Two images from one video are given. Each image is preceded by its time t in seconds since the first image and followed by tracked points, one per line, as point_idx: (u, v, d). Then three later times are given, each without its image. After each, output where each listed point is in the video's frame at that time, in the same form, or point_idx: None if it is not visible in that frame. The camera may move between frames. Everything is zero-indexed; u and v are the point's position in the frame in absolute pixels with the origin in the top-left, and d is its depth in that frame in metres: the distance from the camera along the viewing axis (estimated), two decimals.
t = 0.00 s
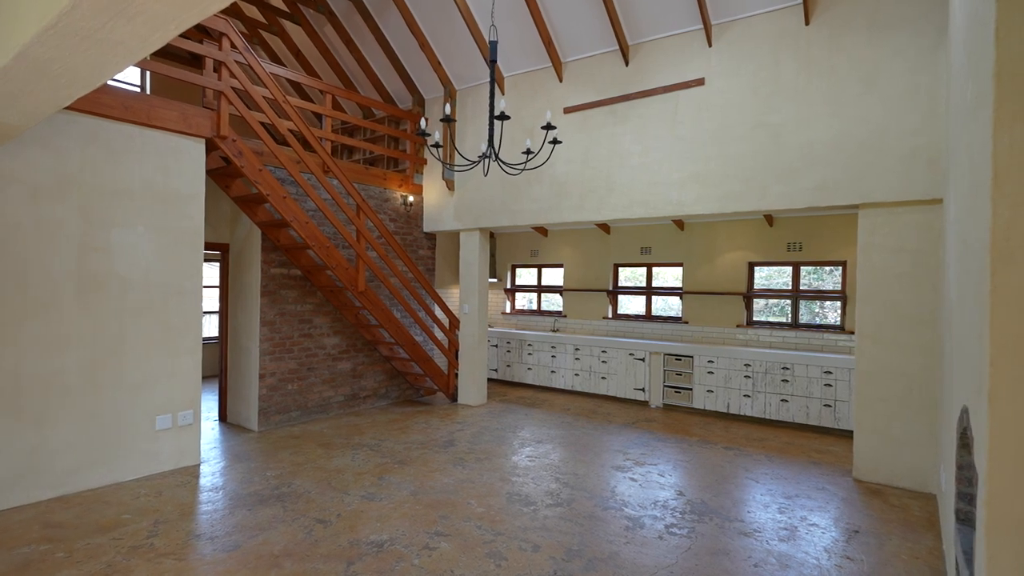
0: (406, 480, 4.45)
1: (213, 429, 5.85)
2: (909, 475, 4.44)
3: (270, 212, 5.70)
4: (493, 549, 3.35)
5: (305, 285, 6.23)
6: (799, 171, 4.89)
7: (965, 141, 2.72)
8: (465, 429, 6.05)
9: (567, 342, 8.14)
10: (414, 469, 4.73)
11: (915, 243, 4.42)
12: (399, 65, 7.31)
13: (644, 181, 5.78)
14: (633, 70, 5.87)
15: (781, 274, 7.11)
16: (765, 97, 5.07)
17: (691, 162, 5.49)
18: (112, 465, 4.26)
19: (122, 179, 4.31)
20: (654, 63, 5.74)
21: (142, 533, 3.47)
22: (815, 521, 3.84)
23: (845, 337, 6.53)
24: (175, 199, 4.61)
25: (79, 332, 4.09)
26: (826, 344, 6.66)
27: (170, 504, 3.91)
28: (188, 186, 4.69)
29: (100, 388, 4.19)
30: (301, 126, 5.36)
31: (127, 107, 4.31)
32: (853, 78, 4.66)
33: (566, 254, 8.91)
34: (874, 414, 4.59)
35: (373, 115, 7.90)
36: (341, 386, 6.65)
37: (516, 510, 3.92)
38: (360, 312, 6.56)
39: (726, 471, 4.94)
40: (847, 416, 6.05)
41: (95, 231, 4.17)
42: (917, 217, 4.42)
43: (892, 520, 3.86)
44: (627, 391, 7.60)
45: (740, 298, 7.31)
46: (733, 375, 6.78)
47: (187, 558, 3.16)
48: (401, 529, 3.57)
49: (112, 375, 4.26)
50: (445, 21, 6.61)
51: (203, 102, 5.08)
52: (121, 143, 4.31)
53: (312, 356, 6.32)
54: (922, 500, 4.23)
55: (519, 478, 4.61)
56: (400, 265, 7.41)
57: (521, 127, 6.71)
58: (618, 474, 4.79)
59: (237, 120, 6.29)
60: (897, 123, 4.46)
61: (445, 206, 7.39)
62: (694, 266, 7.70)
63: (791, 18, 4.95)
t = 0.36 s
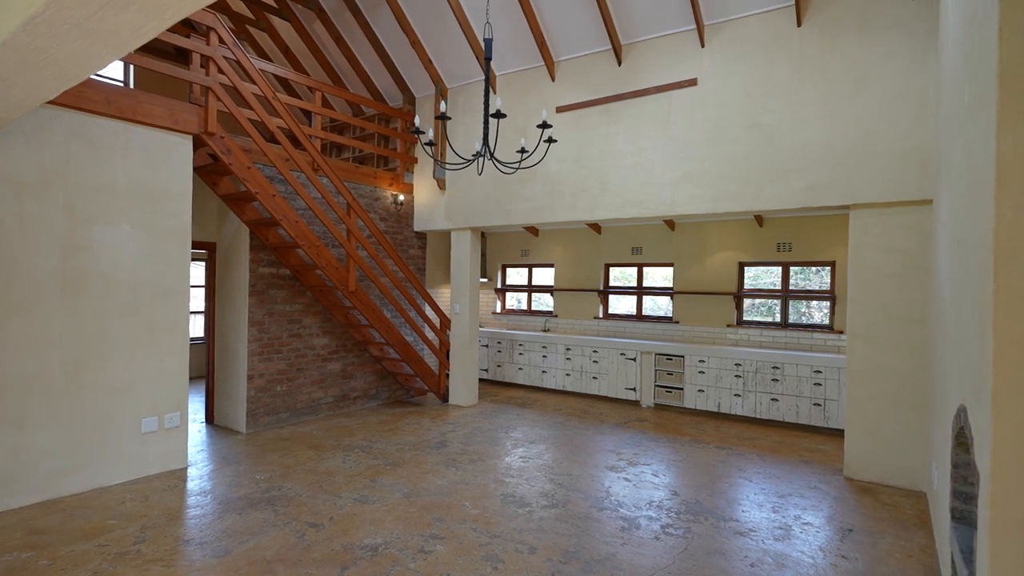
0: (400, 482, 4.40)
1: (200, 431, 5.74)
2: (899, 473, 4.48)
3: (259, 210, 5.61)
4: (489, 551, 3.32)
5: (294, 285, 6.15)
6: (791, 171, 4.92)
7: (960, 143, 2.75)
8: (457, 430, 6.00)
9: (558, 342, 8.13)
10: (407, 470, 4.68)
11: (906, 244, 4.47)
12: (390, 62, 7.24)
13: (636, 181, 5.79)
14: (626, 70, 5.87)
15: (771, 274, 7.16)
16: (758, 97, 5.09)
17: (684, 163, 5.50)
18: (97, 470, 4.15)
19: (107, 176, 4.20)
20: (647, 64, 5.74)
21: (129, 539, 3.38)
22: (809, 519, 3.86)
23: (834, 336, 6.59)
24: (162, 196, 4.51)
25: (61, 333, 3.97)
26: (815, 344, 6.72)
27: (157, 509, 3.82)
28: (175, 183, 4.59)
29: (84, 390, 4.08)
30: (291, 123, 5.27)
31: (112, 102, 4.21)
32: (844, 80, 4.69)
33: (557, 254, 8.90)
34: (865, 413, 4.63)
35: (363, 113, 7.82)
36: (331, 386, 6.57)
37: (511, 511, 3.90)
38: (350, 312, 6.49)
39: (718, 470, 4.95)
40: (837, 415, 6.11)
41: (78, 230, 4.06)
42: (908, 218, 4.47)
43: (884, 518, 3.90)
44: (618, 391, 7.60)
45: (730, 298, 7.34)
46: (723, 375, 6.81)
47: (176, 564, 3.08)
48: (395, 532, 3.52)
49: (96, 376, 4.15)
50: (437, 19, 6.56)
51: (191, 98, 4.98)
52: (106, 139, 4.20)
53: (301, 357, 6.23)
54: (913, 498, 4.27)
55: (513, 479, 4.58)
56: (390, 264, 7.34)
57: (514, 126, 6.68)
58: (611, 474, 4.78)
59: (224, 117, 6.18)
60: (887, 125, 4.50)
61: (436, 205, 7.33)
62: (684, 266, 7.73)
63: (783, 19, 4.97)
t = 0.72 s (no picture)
0: (395, 484, 4.34)
1: (189, 433, 5.64)
2: (893, 471, 4.52)
3: (249, 209, 5.52)
4: (488, 553, 3.28)
5: (285, 284, 6.06)
6: (786, 171, 4.94)
7: (957, 143, 2.77)
8: (451, 431, 5.96)
9: (551, 341, 8.11)
10: (402, 471, 4.63)
11: (900, 243, 4.50)
12: (382, 60, 7.17)
13: (632, 180, 5.78)
14: (621, 69, 5.87)
15: (763, 274, 7.19)
16: (753, 97, 5.11)
17: (679, 162, 5.50)
18: (84, 473, 4.05)
19: (94, 172, 4.10)
20: (642, 63, 5.74)
21: (119, 544, 3.30)
22: (806, 518, 3.88)
23: (825, 335, 6.65)
24: (151, 193, 4.42)
25: (47, 333, 3.86)
26: (807, 343, 6.77)
27: (147, 513, 3.73)
28: (164, 180, 4.50)
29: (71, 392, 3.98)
30: (283, 120, 5.19)
31: (100, 97, 4.11)
32: (839, 80, 4.72)
33: (549, 254, 8.88)
34: (859, 412, 4.66)
35: (354, 111, 7.74)
36: (323, 387, 6.49)
37: (508, 512, 3.87)
38: (342, 312, 6.42)
39: (714, 470, 4.96)
40: (829, 414, 6.15)
41: (64, 228, 3.95)
42: (902, 218, 4.50)
43: (879, 516, 3.92)
44: (612, 390, 7.60)
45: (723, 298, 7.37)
46: (716, 374, 6.83)
47: (168, 570, 3.01)
48: (392, 534, 3.47)
49: (83, 377, 4.05)
50: (431, 17, 6.51)
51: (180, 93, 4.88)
52: (94, 135, 4.10)
53: (292, 357, 6.15)
54: (906, 496, 4.31)
55: (509, 480, 4.54)
56: (382, 263, 7.28)
57: (508, 124, 6.65)
58: (608, 474, 4.77)
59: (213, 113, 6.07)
60: (882, 125, 4.53)
61: (429, 204, 7.27)
62: (677, 266, 7.75)
63: (778, 19, 4.99)
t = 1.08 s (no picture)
0: (387, 485, 4.28)
1: (173, 435, 5.51)
2: (882, 468, 4.57)
3: (236, 205, 5.42)
4: (484, 554, 3.24)
5: (272, 283, 5.95)
6: (778, 170, 4.97)
7: (952, 142, 2.79)
8: (442, 431, 5.90)
9: (541, 340, 8.08)
10: (394, 472, 4.57)
11: (889, 242, 4.55)
12: (371, 56, 7.08)
13: (624, 178, 5.77)
14: (613, 68, 5.85)
15: (751, 272, 7.23)
16: (745, 96, 5.12)
17: (671, 160, 5.50)
18: (65, 477, 3.93)
19: (75, 167, 3.97)
20: (634, 61, 5.73)
21: (102, 550, 3.20)
22: (800, 515, 3.89)
23: (814, 334, 6.71)
24: (134, 188, 4.30)
25: (24, 332, 3.73)
26: (795, 341, 6.83)
27: (131, 518, 3.63)
28: (149, 175, 4.38)
29: (51, 394, 3.86)
30: (271, 115, 5.09)
31: (81, 89, 3.99)
32: (830, 80, 4.76)
33: (539, 253, 8.84)
34: (850, 409, 4.70)
35: (342, 107, 7.63)
36: (311, 387, 6.38)
37: (503, 513, 3.82)
38: (330, 311, 6.32)
39: (706, 468, 4.97)
40: (817, 411, 6.21)
41: (44, 224, 3.82)
42: (891, 217, 4.55)
43: (872, 512, 3.95)
44: (602, 389, 7.59)
45: (713, 296, 7.40)
46: (706, 372, 6.86)
47: None
48: (386, 537, 3.41)
49: (63, 379, 3.91)
50: (422, 13, 6.44)
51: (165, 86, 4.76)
52: (75, 129, 3.98)
53: (280, 357, 6.04)
54: (896, 492, 4.35)
55: (503, 480, 4.50)
56: (372, 262, 7.19)
57: (499, 122, 6.60)
58: (601, 473, 4.75)
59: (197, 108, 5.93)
60: (872, 125, 4.57)
61: (418, 202, 7.19)
62: (667, 265, 7.77)
63: (770, 19, 5.02)
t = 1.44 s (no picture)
0: (375, 485, 4.18)
1: (150, 437, 5.33)
2: (871, 462, 4.60)
3: (216, 200, 5.25)
4: (478, 555, 3.16)
5: (254, 279, 5.79)
6: (767, 166, 4.97)
7: (948, 137, 2.80)
8: (429, 430, 5.80)
9: (529, 338, 8.02)
10: (382, 473, 4.47)
11: (877, 238, 4.58)
12: (356, 48, 6.94)
13: (613, 174, 5.73)
14: (602, 62, 5.81)
15: (738, 269, 7.25)
16: (734, 92, 5.12)
17: (661, 156, 5.47)
18: (36, 482, 3.75)
19: (46, 157, 3.79)
20: (624, 56, 5.70)
21: (76, 557, 3.05)
22: (793, 511, 3.89)
23: (800, 330, 6.76)
24: (110, 180, 4.12)
25: None
26: (782, 338, 6.87)
27: (108, 523, 3.47)
28: (125, 167, 4.21)
29: (22, 395, 3.68)
30: (253, 106, 4.93)
31: (54, 76, 3.81)
32: (819, 76, 4.77)
33: (526, 249, 8.78)
34: (838, 405, 4.72)
35: (326, 100, 7.47)
36: (294, 387, 6.23)
37: (495, 513, 3.75)
38: (314, 308, 6.18)
39: (697, 465, 4.96)
40: (804, 407, 6.25)
41: (13, 216, 3.64)
42: (879, 213, 4.58)
43: (862, 507, 3.97)
44: (590, 387, 7.56)
45: (700, 293, 7.42)
46: (694, 369, 6.86)
47: None
48: (376, 539, 3.32)
49: (33, 378, 3.74)
50: (408, 5, 6.32)
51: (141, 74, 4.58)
52: (46, 116, 3.80)
53: (262, 356, 5.88)
54: (885, 486, 4.38)
55: (493, 479, 4.43)
56: (357, 258, 7.06)
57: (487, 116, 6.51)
58: (592, 471, 4.70)
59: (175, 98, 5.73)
60: (861, 121, 4.60)
61: (404, 197, 7.07)
62: (654, 262, 7.77)
63: (760, 15, 5.02)
